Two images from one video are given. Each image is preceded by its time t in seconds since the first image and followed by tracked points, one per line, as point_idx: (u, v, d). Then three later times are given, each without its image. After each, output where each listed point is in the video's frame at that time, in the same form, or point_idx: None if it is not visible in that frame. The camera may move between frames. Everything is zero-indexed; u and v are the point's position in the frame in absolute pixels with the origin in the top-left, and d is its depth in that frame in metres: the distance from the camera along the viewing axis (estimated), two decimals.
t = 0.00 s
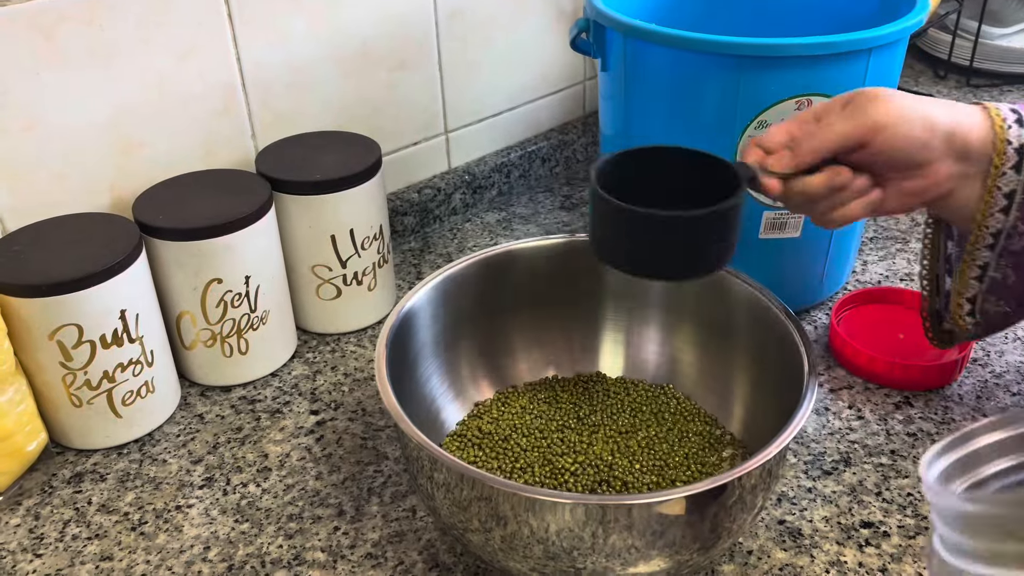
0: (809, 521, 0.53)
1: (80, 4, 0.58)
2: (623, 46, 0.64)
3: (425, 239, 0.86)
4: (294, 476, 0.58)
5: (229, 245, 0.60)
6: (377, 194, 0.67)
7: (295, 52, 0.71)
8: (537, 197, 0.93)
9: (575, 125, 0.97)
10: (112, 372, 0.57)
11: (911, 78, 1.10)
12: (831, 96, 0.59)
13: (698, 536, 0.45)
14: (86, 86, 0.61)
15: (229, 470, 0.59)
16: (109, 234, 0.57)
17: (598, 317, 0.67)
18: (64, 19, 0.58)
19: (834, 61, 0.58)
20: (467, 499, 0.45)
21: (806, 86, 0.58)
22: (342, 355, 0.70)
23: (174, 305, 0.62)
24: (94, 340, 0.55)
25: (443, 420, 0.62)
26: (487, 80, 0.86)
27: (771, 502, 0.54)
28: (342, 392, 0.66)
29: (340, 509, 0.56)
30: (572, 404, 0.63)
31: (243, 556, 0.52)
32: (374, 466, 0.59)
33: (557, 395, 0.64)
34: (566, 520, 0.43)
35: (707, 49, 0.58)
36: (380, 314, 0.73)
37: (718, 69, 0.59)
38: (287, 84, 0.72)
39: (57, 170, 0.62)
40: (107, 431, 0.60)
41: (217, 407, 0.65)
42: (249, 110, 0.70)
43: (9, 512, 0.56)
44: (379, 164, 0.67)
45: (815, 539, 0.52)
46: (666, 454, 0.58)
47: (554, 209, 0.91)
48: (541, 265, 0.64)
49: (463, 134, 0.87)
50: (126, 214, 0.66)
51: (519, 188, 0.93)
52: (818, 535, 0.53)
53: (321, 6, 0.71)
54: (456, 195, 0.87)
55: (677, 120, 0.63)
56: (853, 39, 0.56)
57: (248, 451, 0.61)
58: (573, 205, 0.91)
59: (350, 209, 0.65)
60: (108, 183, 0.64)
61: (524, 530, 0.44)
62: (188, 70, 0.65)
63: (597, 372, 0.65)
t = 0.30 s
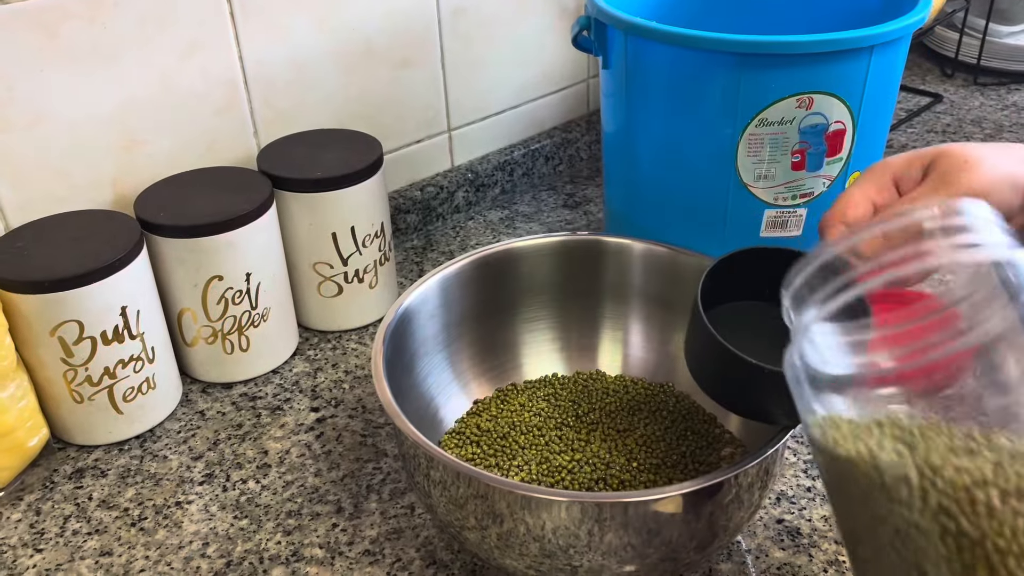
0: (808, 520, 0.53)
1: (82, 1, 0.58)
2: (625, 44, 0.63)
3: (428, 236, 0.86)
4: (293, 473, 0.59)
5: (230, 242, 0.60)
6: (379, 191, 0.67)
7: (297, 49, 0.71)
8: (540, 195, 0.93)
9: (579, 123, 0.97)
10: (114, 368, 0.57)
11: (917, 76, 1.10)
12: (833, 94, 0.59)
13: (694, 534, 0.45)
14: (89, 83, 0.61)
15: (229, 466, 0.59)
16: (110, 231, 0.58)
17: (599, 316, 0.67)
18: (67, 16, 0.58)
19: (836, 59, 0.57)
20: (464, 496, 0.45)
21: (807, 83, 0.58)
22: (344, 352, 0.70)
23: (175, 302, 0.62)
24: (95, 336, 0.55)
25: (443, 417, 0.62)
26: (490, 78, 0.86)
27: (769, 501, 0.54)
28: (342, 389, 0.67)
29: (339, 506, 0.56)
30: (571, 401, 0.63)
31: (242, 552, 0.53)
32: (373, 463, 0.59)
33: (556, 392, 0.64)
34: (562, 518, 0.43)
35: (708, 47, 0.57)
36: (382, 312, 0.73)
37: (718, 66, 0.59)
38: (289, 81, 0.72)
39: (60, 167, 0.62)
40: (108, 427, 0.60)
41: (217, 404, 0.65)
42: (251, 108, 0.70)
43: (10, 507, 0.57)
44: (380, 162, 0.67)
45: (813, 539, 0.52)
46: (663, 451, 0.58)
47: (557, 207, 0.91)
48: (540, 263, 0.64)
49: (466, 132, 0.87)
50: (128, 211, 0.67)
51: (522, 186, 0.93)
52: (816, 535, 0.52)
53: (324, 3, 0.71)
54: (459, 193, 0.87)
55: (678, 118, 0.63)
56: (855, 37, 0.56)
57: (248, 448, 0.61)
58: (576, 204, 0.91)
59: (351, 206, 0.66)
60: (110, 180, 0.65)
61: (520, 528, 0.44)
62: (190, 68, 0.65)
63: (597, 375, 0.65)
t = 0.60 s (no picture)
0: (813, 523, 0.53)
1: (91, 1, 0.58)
2: (632, 44, 0.63)
3: (435, 236, 0.86)
4: (300, 472, 0.59)
5: (237, 241, 0.60)
6: (386, 191, 0.67)
7: (304, 49, 0.71)
8: (547, 195, 0.93)
9: (587, 122, 0.96)
10: (121, 366, 0.57)
11: (928, 76, 1.09)
12: (841, 94, 0.59)
13: (699, 535, 0.45)
14: (97, 83, 0.61)
15: (236, 465, 0.60)
16: (118, 230, 0.58)
17: (605, 316, 0.67)
18: (76, 15, 0.58)
19: (843, 58, 0.57)
20: (469, 497, 0.45)
21: (815, 83, 0.58)
22: (350, 352, 0.70)
23: (183, 301, 0.62)
24: (102, 335, 0.56)
25: (449, 417, 0.62)
26: (498, 77, 0.86)
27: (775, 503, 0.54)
28: (349, 388, 0.67)
29: (344, 505, 0.56)
30: (575, 401, 0.63)
31: (247, 551, 0.53)
32: (378, 463, 0.59)
33: (560, 392, 0.64)
34: (567, 519, 0.43)
35: (715, 46, 0.57)
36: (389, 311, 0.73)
37: (726, 66, 0.58)
38: (297, 81, 0.72)
39: (68, 166, 0.62)
40: (116, 426, 0.60)
41: (224, 403, 0.65)
42: (259, 108, 0.70)
43: (19, 504, 0.57)
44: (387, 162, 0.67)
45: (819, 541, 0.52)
46: (668, 450, 0.58)
47: (564, 207, 0.90)
48: (545, 263, 0.64)
49: (473, 132, 0.87)
50: (136, 210, 0.67)
51: (529, 185, 0.93)
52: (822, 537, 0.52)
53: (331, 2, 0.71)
54: (466, 192, 0.87)
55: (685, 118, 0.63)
56: (863, 36, 0.56)
57: (255, 447, 0.61)
58: (584, 204, 0.91)
59: (358, 205, 0.66)
60: (119, 179, 0.65)
61: (525, 528, 0.44)
62: (198, 67, 0.65)
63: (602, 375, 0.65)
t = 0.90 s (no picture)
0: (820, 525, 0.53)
1: None
2: (638, 42, 0.63)
3: (440, 235, 0.85)
4: (303, 472, 0.59)
5: (241, 241, 0.60)
6: (390, 190, 0.67)
7: (309, 48, 0.71)
8: (553, 194, 0.93)
9: (593, 121, 0.96)
10: (124, 366, 0.57)
11: (937, 74, 1.08)
12: (848, 92, 0.58)
13: (705, 537, 0.44)
14: (101, 82, 0.61)
15: (239, 466, 0.59)
16: (122, 229, 0.58)
17: (610, 316, 0.66)
18: (80, 14, 0.58)
19: (851, 56, 0.56)
20: (472, 498, 0.45)
21: (822, 82, 0.57)
22: (354, 351, 0.70)
23: (186, 300, 0.62)
24: (106, 335, 0.55)
25: (453, 417, 0.62)
26: (503, 76, 0.85)
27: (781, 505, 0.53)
28: (353, 388, 0.66)
29: (348, 506, 0.56)
30: (580, 401, 0.63)
31: (251, 551, 0.53)
32: (382, 463, 0.59)
33: (565, 392, 0.64)
34: (571, 520, 0.43)
35: (721, 45, 0.57)
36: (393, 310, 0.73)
37: (732, 65, 0.58)
38: (301, 80, 0.72)
39: (72, 166, 0.62)
40: (120, 425, 0.60)
41: (228, 403, 0.65)
42: (263, 107, 0.70)
43: (23, 504, 0.57)
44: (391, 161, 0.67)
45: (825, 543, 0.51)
46: (674, 451, 0.57)
47: (570, 206, 0.90)
48: (550, 263, 0.64)
49: (479, 131, 0.86)
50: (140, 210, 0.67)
51: (535, 185, 0.92)
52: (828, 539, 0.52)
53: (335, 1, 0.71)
54: (471, 191, 0.87)
55: (692, 117, 0.63)
56: (871, 34, 0.55)
57: (258, 447, 0.61)
58: (589, 203, 0.90)
59: (362, 205, 0.65)
60: (123, 178, 0.65)
61: (529, 530, 0.44)
62: (202, 66, 0.65)
63: (608, 376, 0.65)
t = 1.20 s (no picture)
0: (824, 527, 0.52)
1: None
2: (641, 41, 0.63)
3: (443, 235, 0.85)
4: (306, 473, 0.58)
5: (243, 241, 0.60)
6: (393, 190, 0.67)
7: (312, 47, 0.71)
8: (557, 194, 0.93)
9: (596, 120, 0.96)
10: (127, 366, 0.57)
11: (943, 73, 1.07)
12: (853, 91, 0.58)
13: (709, 539, 0.44)
14: (104, 81, 0.61)
15: (242, 466, 0.59)
16: (125, 229, 0.58)
17: (613, 317, 0.66)
18: (82, 14, 0.58)
19: (856, 55, 0.56)
20: (475, 499, 0.45)
21: (826, 81, 0.57)
22: (357, 351, 0.70)
23: (189, 300, 0.62)
24: (108, 334, 0.55)
25: (456, 417, 0.62)
26: (507, 76, 0.85)
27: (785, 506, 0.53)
28: (356, 388, 0.66)
29: (350, 507, 0.55)
30: (582, 401, 0.62)
31: (253, 552, 0.52)
32: (385, 464, 0.59)
33: (567, 392, 0.63)
34: (574, 522, 0.43)
35: (725, 43, 0.56)
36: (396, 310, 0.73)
37: (736, 63, 0.58)
38: (304, 80, 0.71)
39: (75, 166, 0.62)
40: (122, 425, 0.60)
41: (231, 403, 0.65)
42: (266, 106, 0.70)
43: (25, 504, 0.57)
44: (394, 160, 0.67)
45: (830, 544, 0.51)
46: (677, 451, 0.57)
47: (573, 206, 0.90)
48: (553, 263, 0.64)
49: (482, 130, 0.86)
50: (143, 209, 0.67)
51: (539, 184, 0.92)
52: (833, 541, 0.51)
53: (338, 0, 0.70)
54: (475, 191, 0.87)
55: (696, 116, 0.62)
56: (876, 33, 0.55)
57: (261, 447, 0.61)
58: (593, 202, 0.90)
59: (364, 205, 0.65)
60: (125, 179, 0.65)
61: (532, 531, 0.44)
62: (205, 65, 0.65)
63: (610, 376, 0.65)
